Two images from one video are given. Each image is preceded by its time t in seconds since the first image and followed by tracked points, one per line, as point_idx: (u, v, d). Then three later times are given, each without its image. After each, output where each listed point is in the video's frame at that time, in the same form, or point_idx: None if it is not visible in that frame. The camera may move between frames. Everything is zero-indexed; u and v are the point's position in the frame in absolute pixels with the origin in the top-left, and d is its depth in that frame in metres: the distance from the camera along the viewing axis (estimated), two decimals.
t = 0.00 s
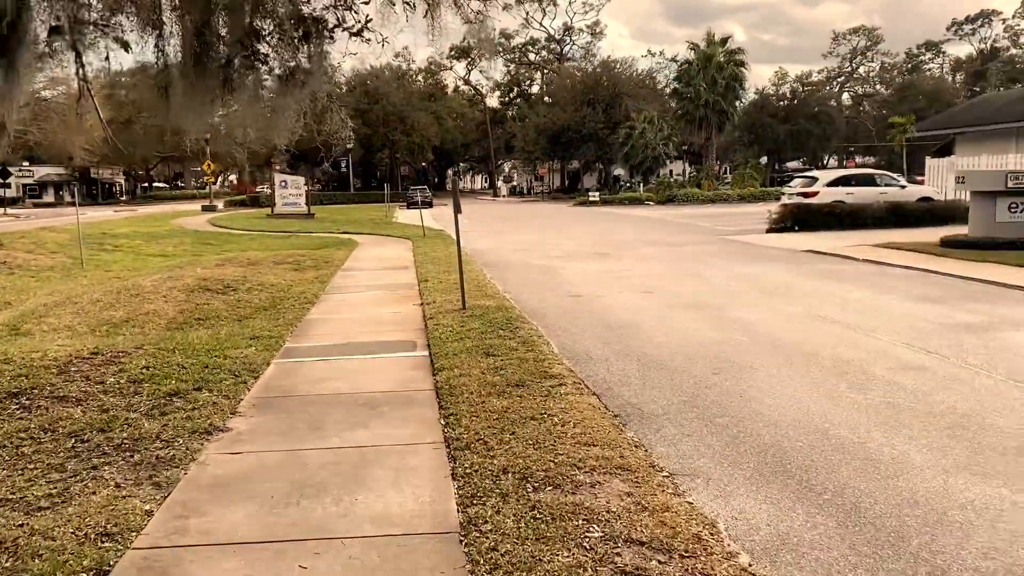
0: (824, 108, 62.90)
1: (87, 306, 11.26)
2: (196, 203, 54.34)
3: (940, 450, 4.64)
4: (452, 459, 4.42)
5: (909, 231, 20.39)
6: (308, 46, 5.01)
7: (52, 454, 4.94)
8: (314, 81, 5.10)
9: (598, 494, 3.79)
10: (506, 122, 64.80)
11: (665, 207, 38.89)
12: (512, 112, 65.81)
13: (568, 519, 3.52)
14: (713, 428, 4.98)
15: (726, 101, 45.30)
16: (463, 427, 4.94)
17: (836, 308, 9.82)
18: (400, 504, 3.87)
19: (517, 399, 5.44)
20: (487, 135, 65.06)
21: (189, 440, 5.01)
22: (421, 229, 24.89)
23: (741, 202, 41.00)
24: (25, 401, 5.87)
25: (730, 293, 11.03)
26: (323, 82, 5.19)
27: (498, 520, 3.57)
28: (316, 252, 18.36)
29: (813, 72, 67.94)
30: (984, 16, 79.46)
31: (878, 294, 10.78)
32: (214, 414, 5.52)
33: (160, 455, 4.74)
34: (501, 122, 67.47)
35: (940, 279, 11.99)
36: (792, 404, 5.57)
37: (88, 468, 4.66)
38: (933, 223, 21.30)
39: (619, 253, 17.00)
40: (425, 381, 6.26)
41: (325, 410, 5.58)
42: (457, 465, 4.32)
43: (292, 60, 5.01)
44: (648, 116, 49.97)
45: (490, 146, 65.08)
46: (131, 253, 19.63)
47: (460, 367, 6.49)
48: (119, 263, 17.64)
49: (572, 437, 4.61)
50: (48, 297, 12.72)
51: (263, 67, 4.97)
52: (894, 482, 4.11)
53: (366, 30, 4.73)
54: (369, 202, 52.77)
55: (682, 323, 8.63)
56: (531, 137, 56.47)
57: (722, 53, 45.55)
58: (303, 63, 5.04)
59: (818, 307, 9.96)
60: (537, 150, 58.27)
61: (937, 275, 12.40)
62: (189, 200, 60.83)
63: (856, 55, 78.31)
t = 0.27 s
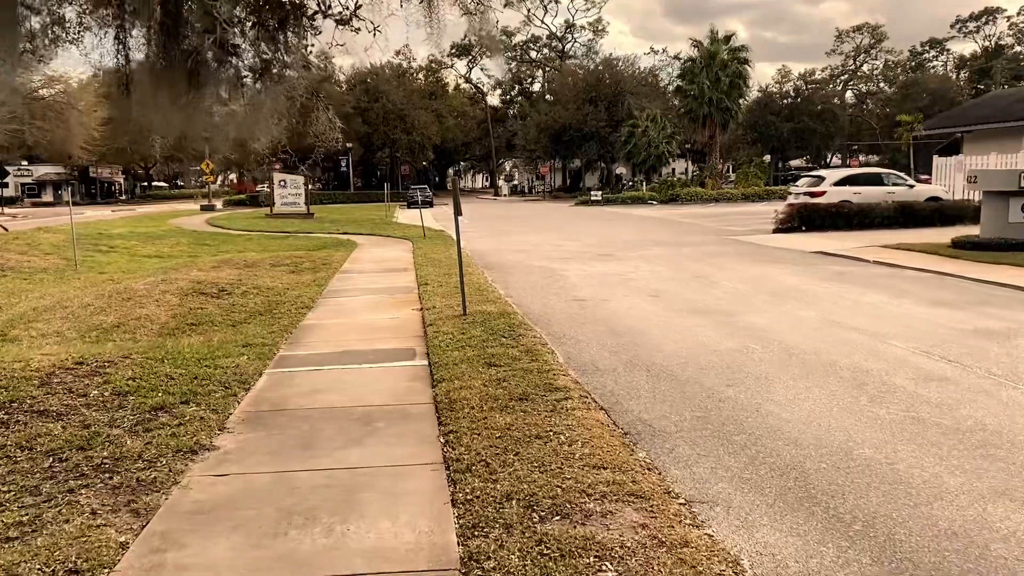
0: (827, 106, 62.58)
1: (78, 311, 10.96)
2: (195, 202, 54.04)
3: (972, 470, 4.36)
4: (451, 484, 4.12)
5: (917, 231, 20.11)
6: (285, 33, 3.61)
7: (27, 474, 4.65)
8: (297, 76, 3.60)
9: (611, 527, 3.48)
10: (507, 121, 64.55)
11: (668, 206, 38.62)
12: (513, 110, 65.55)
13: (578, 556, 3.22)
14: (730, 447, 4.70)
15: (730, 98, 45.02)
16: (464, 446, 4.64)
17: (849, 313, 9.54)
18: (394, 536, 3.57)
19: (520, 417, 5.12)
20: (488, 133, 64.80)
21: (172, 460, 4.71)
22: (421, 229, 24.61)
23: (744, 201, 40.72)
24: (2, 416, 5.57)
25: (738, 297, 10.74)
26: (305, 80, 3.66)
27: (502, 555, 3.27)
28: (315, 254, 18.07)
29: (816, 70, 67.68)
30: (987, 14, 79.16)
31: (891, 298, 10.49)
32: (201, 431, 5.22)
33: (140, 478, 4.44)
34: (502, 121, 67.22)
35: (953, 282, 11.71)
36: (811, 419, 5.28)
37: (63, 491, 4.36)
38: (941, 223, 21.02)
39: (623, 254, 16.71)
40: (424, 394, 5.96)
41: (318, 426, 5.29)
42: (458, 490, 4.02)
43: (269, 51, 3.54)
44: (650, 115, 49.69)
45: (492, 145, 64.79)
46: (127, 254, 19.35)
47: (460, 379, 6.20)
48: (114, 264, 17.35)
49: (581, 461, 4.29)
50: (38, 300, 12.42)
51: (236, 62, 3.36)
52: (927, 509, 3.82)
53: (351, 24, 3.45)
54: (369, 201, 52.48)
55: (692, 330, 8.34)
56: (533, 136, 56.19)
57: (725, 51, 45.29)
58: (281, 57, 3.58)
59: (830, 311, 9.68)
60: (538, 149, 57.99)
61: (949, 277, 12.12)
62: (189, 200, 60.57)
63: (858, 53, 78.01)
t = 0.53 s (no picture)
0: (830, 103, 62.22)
1: (70, 309, 10.67)
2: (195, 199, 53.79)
3: (1012, 480, 4.06)
4: (454, 495, 3.83)
5: (926, 228, 19.80)
6: None
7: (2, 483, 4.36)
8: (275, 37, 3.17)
9: (630, 547, 3.18)
10: (508, 118, 64.27)
11: (671, 203, 38.30)
12: (514, 107, 65.27)
13: None
14: (751, 454, 4.41)
15: (733, 95, 44.73)
16: (468, 455, 4.35)
17: (863, 311, 9.24)
18: (391, 554, 3.28)
19: (528, 421, 4.83)
20: (490, 130, 64.53)
21: (156, 469, 4.41)
22: (422, 226, 24.33)
23: (747, 199, 40.39)
24: None
25: (748, 294, 10.45)
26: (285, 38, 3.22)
27: None
28: (315, 250, 17.78)
29: (818, 67, 67.40)
30: (991, 11, 78.71)
31: (906, 296, 10.18)
32: (188, 437, 4.93)
33: (120, 488, 4.15)
34: (503, 118, 66.89)
35: (968, 279, 11.41)
36: (834, 424, 4.99)
37: (37, 502, 4.07)
38: (950, 219, 20.71)
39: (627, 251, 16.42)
40: (425, 397, 5.67)
41: (312, 431, 4.99)
42: (461, 503, 3.73)
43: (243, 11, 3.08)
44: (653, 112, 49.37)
45: (494, 142, 64.48)
46: (125, 251, 19.08)
47: (463, 380, 5.90)
48: (111, 261, 17.08)
49: (595, 471, 3.99)
50: (31, 298, 12.14)
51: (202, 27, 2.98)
52: (969, 525, 3.52)
53: None
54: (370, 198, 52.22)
55: (702, 329, 8.05)
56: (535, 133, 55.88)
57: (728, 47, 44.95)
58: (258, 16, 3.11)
59: (843, 310, 9.39)
60: (540, 146, 57.68)
61: (964, 274, 11.81)
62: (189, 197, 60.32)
63: (862, 50, 77.61)
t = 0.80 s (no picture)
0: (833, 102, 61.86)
1: (62, 312, 10.38)
2: (195, 198, 53.49)
3: None
4: (462, 523, 3.54)
5: (935, 228, 19.49)
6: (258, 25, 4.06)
7: None
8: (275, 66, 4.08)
9: None
10: (510, 117, 64.00)
11: (674, 203, 37.99)
12: (516, 106, 64.99)
13: None
14: (778, 475, 4.12)
15: (736, 93, 44.45)
16: (475, 476, 4.06)
17: (880, 316, 8.95)
18: None
19: (539, 438, 4.53)
20: (491, 129, 64.24)
21: (141, 492, 4.11)
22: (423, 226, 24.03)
23: (751, 198, 40.06)
24: None
25: (759, 298, 10.15)
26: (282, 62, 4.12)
27: None
28: (314, 251, 17.50)
29: (821, 66, 67.12)
30: (995, 10, 78.38)
31: (922, 299, 9.89)
32: (176, 454, 4.63)
33: (101, 513, 3.85)
34: (504, 117, 66.61)
35: (984, 282, 11.11)
36: (863, 440, 4.69)
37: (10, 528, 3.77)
38: (959, 220, 20.40)
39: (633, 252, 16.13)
40: (429, 409, 5.37)
41: (308, 449, 4.70)
42: (470, 533, 3.43)
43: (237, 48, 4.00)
44: (655, 110, 49.07)
45: (495, 141, 64.16)
46: (121, 251, 18.80)
47: (468, 392, 5.60)
48: (107, 262, 16.79)
49: (612, 495, 3.71)
50: (23, 300, 11.85)
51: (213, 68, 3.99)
52: None
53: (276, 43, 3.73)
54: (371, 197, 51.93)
55: (716, 334, 7.76)
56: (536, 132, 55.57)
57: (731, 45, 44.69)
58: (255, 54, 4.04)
59: (859, 314, 9.09)
60: (542, 146, 57.39)
61: (980, 277, 11.51)
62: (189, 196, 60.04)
63: (864, 49, 77.28)
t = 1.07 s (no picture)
0: (837, 100, 61.55)
1: (54, 313, 10.11)
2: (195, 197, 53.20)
3: None
4: (465, 547, 3.27)
5: (944, 227, 19.19)
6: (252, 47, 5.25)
7: None
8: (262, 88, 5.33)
9: None
10: (512, 115, 63.71)
11: (678, 202, 37.67)
12: (518, 105, 64.70)
13: None
14: (805, 494, 3.83)
15: (740, 91, 44.11)
16: (478, 493, 3.79)
17: (896, 318, 8.67)
18: None
19: (546, 452, 4.26)
20: (493, 128, 63.94)
21: (120, 510, 3.83)
22: (424, 225, 23.74)
23: (755, 197, 39.75)
24: None
25: (770, 300, 9.87)
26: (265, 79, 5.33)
27: None
28: (314, 250, 17.22)
29: (825, 64, 66.78)
30: (999, 8, 77.95)
31: (938, 301, 9.61)
32: (161, 468, 4.34)
33: (76, 534, 3.57)
34: (506, 116, 66.31)
35: (1000, 283, 10.83)
36: (891, 453, 4.41)
37: None
38: (968, 219, 20.10)
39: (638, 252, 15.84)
40: (429, 419, 5.10)
41: (301, 462, 4.42)
42: (473, 559, 3.16)
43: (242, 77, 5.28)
44: (658, 109, 48.77)
45: (497, 139, 63.92)
46: (119, 251, 18.52)
47: (472, 400, 5.33)
48: (104, 261, 16.52)
49: (627, 516, 3.43)
50: (15, 300, 11.58)
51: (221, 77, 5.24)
52: None
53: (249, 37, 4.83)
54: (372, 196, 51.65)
55: (727, 337, 7.48)
56: (539, 130, 55.31)
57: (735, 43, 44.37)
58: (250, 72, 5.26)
59: (874, 316, 8.81)
60: (544, 144, 57.08)
61: (997, 278, 11.22)
62: (190, 195, 59.74)
63: (868, 47, 76.91)
